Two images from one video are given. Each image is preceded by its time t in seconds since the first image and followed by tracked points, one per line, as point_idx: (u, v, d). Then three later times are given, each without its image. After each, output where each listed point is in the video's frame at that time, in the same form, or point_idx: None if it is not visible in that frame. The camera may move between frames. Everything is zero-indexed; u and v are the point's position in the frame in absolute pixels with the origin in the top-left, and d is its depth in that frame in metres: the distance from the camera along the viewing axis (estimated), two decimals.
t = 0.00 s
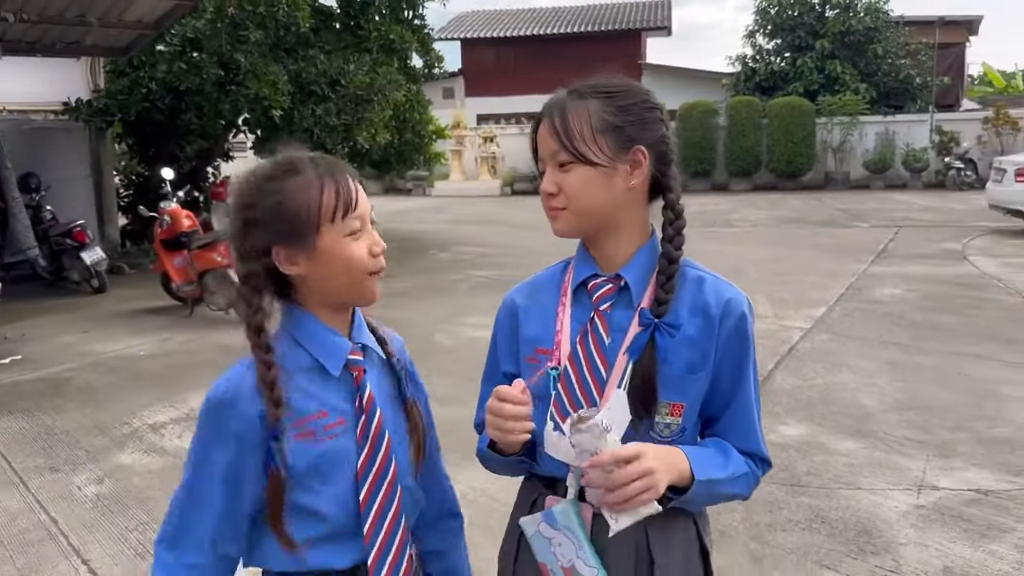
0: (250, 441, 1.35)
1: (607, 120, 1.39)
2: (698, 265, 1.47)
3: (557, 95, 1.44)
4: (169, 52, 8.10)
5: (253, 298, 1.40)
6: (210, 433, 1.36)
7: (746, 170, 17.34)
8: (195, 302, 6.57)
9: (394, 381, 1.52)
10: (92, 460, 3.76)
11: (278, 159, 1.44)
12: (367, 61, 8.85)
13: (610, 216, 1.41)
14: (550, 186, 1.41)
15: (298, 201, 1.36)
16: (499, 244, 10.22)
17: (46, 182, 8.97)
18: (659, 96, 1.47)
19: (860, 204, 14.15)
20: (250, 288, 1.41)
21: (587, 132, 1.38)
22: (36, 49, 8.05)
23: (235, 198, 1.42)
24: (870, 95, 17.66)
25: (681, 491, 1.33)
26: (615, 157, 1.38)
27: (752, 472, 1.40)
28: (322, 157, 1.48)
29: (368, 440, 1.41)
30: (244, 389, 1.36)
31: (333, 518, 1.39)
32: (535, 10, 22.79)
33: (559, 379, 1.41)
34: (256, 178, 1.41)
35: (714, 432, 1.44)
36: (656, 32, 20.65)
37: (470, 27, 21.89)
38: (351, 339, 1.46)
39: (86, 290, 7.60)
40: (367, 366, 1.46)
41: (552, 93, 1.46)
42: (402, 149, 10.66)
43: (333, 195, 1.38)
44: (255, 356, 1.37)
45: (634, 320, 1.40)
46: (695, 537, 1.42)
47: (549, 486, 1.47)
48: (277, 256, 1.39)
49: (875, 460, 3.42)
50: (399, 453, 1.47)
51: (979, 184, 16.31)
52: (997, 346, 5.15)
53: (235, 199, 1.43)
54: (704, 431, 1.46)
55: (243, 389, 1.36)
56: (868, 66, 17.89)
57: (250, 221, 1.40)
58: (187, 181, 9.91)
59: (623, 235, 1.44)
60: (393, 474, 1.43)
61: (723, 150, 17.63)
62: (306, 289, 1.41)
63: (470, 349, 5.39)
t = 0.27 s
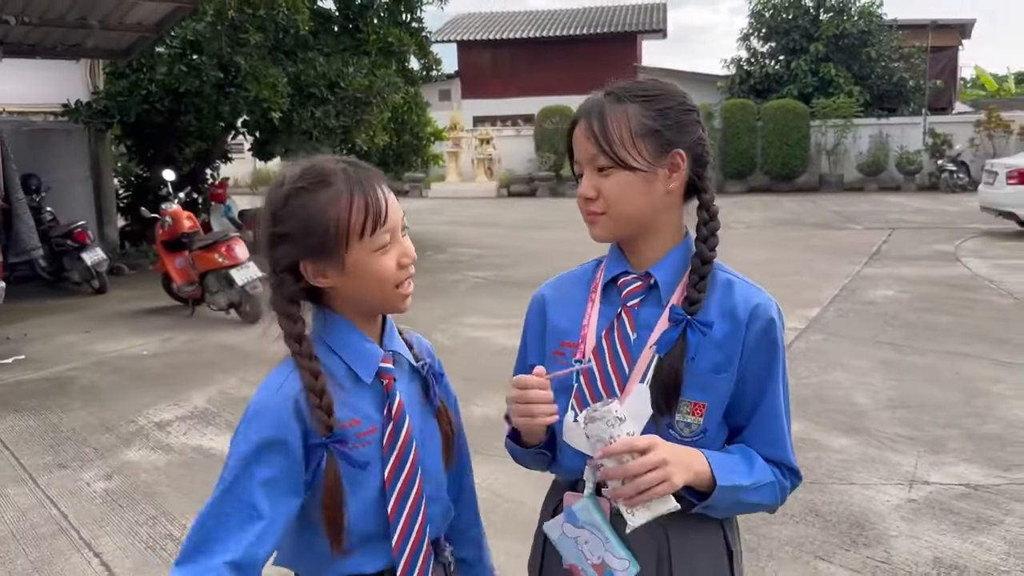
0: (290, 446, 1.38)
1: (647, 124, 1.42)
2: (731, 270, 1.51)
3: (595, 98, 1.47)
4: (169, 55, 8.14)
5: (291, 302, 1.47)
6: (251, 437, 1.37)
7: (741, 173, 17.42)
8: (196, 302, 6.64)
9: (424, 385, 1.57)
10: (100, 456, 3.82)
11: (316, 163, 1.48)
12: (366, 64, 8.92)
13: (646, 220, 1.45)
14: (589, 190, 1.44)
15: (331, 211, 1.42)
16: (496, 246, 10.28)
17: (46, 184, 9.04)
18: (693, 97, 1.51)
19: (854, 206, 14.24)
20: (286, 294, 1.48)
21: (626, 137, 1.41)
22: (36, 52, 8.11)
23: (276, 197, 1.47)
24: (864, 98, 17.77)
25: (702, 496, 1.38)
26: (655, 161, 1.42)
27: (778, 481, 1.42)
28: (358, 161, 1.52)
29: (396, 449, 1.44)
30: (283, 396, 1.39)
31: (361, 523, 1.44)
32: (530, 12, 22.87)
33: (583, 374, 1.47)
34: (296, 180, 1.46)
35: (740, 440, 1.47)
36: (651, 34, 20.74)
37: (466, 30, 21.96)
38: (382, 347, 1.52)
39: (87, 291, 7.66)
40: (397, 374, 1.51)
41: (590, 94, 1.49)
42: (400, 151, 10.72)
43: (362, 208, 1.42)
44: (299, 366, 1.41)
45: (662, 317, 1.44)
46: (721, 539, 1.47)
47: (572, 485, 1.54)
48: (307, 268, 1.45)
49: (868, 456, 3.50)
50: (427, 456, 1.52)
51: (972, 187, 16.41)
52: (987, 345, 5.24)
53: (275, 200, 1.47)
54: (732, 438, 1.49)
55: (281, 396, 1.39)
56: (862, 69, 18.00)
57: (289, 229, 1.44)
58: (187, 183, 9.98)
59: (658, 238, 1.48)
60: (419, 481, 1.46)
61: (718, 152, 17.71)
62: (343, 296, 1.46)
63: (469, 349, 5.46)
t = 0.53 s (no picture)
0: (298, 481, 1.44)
1: (690, 142, 1.43)
2: (766, 292, 1.51)
3: (639, 112, 1.48)
4: (175, 57, 8.24)
5: (313, 314, 1.47)
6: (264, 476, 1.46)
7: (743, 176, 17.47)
8: (203, 304, 6.68)
9: (450, 409, 1.56)
10: (110, 455, 3.86)
11: (365, 175, 1.51)
12: (371, 66, 8.96)
13: (682, 240, 1.46)
14: (626, 205, 1.45)
15: (380, 220, 1.44)
16: (499, 247, 10.32)
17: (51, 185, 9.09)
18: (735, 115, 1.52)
19: (856, 209, 14.28)
20: (315, 302, 1.48)
21: (668, 154, 1.42)
22: (43, 53, 8.17)
23: (319, 204, 1.49)
24: (867, 101, 17.83)
25: (737, 521, 1.40)
26: (695, 180, 1.43)
27: (813, 508, 1.44)
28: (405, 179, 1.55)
29: (405, 484, 1.45)
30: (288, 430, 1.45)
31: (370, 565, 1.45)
32: (533, 15, 22.94)
33: (610, 388, 1.47)
34: (343, 190, 1.49)
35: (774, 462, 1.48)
36: (653, 37, 20.81)
37: (469, 32, 22.02)
38: (397, 377, 1.51)
39: (92, 291, 7.70)
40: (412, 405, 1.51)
41: (633, 109, 1.50)
42: (405, 153, 10.76)
43: (414, 219, 1.46)
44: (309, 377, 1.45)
45: (692, 335, 1.45)
46: (750, 564, 1.44)
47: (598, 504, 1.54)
48: (343, 275, 1.45)
49: (872, 457, 3.53)
50: (447, 492, 1.50)
51: (974, 190, 16.44)
52: (989, 348, 5.28)
53: (319, 206, 1.49)
54: (767, 461, 1.50)
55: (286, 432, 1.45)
56: (864, 72, 18.05)
57: (332, 229, 1.46)
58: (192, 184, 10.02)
59: (691, 257, 1.49)
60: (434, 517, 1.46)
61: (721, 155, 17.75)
62: (369, 315, 1.48)
63: (474, 350, 5.50)
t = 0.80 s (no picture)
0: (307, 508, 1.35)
1: (717, 133, 1.40)
2: (789, 291, 1.49)
3: (663, 100, 1.44)
4: (182, 58, 8.25)
5: (325, 316, 1.39)
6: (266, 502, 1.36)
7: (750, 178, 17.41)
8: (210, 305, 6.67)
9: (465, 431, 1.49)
10: (116, 456, 3.85)
11: (377, 170, 1.47)
12: (378, 68, 8.97)
13: (703, 234, 1.43)
14: (647, 197, 1.41)
15: (394, 208, 1.40)
16: (505, 249, 10.31)
17: (59, 186, 9.14)
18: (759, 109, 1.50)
19: (864, 212, 14.23)
20: (327, 304, 1.40)
21: (695, 144, 1.39)
22: (50, 54, 8.18)
23: (330, 199, 1.43)
24: (875, 104, 17.78)
25: (766, 529, 1.38)
26: (720, 172, 1.40)
27: (837, 511, 1.42)
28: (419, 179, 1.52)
29: (423, 511, 1.38)
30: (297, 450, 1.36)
31: None
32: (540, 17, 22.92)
33: (628, 393, 1.45)
34: (356, 184, 1.44)
35: (798, 464, 1.46)
36: (661, 39, 20.78)
37: (476, 34, 22.03)
38: (414, 394, 1.45)
39: (99, 292, 7.71)
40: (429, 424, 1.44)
41: (656, 97, 1.47)
42: (411, 155, 10.76)
43: (429, 212, 1.41)
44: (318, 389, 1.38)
45: (715, 336, 1.42)
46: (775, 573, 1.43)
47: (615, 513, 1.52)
48: (360, 266, 1.38)
49: (881, 461, 3.50)
50: (462, 520, 1.43)
51: (983, 193, 16.35)
52: (999, 351, 5.24)
53: (330, 201, 1.43)
54: (789, 464, 1.48)
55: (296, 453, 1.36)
56: (872, 74, 18.00)
57: (344, 219, 1.40)
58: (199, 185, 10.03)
59: (711, 253, 1.46)
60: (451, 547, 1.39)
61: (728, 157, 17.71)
62: (384, 318, 1.41)
63: (481, 352, 5.48)
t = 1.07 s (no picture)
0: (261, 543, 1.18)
1: (727, 124, 1.33)
2: (797, 296, 1.42)
3: (669, 88, 1.37)
4: (191, 59, 8.19)
5: (290, 339, 1.25)
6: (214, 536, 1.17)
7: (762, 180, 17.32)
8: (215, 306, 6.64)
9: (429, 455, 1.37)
10: (116, 460, 3.80)
11: (345, 179, 1.31)
12: (387, 69, 8.92)
13: (708, 231, 1.35)
14: (651, 191, 1.33)
15: (363, 226, 1.25)
16: (514, 251, 10.25)
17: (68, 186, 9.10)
18: (768, 103, 1.43)
19: (877, 215, 14.11)
20: (288, 327, 1.25)
21: (704, 136, 1.31)
22: (59, 54, 8.16)
23: (291, 207, 1.27)
24: (887, 106, 17.65)
25: (775, 554, 1.32)
26: (729, 166, 1.33)
27: (847, 528, 1.36)
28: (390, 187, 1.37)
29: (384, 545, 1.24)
30: (247, 478, 1.19)
31: None
32: (550, 18, 22.87)
33: (630, 407, 1.37)
34: (318, 195, 1.28)
35: (807, 478, 1.40)
36: (672, 40, 20.68)
37: (487, 35, 22.00)
38: (373, 417, 1.31)
39: (106, 293, 7.68)
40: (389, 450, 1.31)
41: (660, 85, 1.39)
42: (420, 156, 10.72)
43: (401, 230, 1.27)
44: (294, 414, 1.23)
45: (719, 346, 1.35)
46: None
47: (611, 529, 1.45)
48: (319, 291, 1.24)
49: (895, 471, 3.42)
50: (424, 553, 1.30)
51: (997, 196, 16.19)
52: (1016, 357, 5.14)
53: (291, 211, 1.27)
54: (796, 477, 1.41)
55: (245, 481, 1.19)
56: (885, 76, 17.87)
57: (305, 236, 1.24)
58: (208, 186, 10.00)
59: (714, 253, 1.38)
60: None
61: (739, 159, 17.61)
62: (343, 342, 1.27)
63: (488, 355, 5.42)
